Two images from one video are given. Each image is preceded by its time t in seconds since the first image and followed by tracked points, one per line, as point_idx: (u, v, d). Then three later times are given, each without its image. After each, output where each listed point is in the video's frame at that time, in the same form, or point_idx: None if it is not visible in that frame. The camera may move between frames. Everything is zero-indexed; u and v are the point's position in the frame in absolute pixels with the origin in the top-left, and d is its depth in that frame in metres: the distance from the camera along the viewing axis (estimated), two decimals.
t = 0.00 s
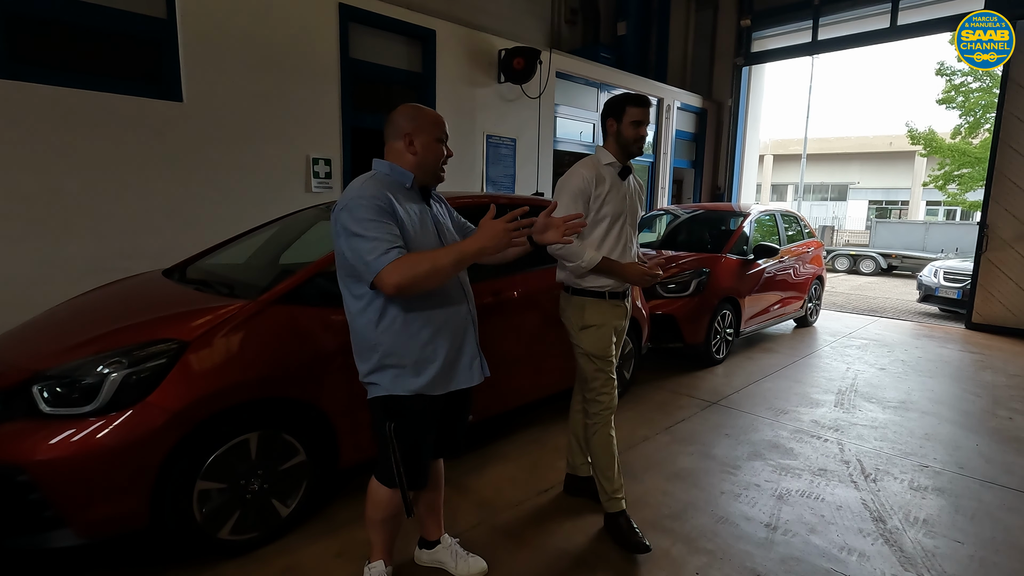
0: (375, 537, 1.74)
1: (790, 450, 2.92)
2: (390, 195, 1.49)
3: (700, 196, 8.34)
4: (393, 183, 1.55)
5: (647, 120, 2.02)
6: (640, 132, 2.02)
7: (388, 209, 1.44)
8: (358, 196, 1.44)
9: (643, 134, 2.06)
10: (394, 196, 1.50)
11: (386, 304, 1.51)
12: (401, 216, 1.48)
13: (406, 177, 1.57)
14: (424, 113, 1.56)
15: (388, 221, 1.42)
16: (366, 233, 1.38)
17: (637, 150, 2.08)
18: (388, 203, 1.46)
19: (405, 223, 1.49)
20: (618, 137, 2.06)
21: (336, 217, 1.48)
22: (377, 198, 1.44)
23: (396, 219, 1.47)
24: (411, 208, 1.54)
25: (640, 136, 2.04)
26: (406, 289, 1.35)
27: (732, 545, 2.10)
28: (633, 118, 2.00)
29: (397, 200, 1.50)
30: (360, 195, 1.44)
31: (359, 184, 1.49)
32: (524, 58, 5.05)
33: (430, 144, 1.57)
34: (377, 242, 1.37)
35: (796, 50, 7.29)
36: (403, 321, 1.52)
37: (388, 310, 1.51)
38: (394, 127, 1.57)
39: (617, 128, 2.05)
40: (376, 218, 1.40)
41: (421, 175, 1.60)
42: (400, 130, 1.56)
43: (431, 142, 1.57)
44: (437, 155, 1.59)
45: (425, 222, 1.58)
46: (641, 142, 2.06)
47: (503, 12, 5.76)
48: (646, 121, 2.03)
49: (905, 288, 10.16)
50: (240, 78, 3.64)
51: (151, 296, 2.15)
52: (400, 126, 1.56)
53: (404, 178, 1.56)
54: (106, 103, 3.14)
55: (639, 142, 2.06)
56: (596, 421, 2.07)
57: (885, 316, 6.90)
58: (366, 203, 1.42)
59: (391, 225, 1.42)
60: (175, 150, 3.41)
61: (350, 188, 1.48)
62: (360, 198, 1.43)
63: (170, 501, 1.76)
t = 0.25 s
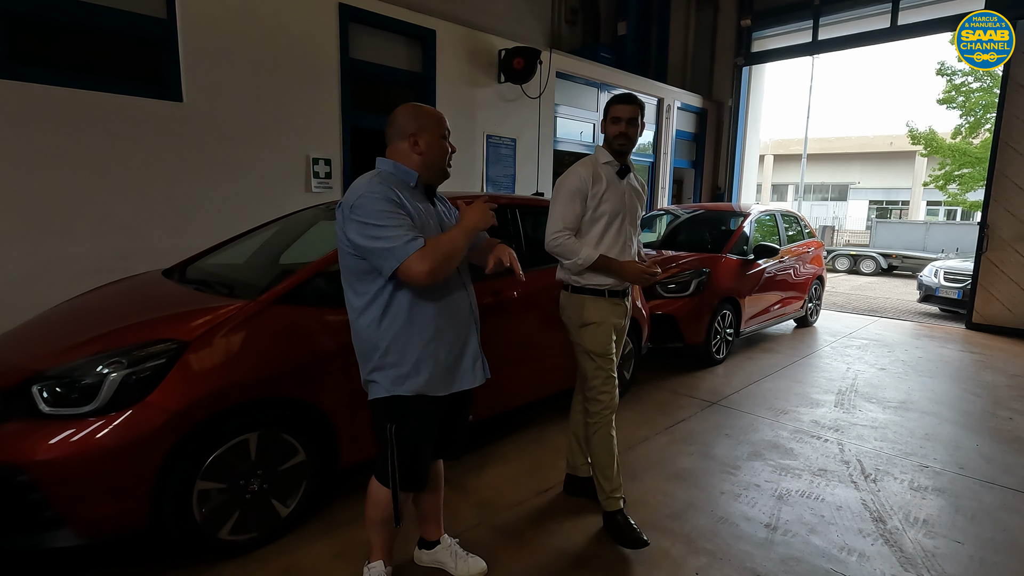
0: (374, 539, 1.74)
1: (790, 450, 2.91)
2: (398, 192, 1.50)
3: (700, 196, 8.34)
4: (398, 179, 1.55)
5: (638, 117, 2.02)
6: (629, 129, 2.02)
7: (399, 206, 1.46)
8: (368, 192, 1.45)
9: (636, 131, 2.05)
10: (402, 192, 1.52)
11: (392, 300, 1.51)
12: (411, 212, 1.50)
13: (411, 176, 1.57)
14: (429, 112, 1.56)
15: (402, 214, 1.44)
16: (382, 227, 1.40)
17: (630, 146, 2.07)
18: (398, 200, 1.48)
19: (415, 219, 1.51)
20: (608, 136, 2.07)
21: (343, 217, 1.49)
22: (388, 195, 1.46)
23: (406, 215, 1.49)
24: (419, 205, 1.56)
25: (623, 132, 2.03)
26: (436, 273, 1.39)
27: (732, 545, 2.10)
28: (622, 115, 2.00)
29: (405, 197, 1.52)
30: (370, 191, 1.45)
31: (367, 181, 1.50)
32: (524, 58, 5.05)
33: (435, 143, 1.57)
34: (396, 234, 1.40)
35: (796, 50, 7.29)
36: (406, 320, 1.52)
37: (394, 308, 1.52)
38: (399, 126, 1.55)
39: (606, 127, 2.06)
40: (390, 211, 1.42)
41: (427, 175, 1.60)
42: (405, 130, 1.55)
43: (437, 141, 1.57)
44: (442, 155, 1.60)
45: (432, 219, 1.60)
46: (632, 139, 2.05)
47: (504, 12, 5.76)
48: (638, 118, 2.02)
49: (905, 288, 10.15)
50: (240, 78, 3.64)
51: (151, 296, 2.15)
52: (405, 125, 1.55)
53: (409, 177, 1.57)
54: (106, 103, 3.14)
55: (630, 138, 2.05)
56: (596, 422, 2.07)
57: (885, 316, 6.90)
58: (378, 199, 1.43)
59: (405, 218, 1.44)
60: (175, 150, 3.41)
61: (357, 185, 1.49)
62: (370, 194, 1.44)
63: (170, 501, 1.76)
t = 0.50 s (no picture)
0: (375, 540, 1.75)
1: (791, 451, 2.91)
2: (399, 191, 1.49)
3: (701, 196, 8.34)
4: (399, 180, 1.55)
5: (633, 116, 2.01)
6: (622, 128, 2.01)
7: (397, 206, 1.45)
8: (368, 190, 1.44)
9: (632, 130, 2.04)
10: (401, 193, 1.50)
11: (391, 300, 1.51)
12: (409, 212, 1.49)
13: (414, 177, 1.56)
14: (434, 113, 1.57)
15: (398, 215, 1.43)
16: (377, 227, 1.38)
17: (626, 146, 2.06)
18: (397, 200, 1.46)
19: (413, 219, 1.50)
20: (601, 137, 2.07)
21: (343, 217, 1.48)
22: (386, 194, 1.44)
23: (405, 216, 1.47)
24: (419, 206, 1.55)
25: (616, 131, 2.02)
26: (430, 274, 1.36)
27: (732, 546, 2.10)
28: (614, 114, 1.99)
29: (406, 197, 1.51)
30: (370, 190, 1.44)
31: (367, 179, 1.49)
32: (525, 58, 5.05)
33: (440, 143, 1.57)
34: (391, 234, 1.38)
35: (797, 49, 7.28)
36: (405, 321, 1.52)
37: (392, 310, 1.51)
38: (405, 127, 1.55)
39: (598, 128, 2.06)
40: (388, 210, 1.41)
41: (431, 176, 1.60)
42: (411, 130, 1.55)
43: (443, 143, 1.58)
44: (446, 156, 1.60)
45: (432, 220, 1.58)
46: (627, 139, 2.04)
47: (504, 12, 5.76)
48: (633, 117, 2.01)
49: (906, 288, 10.15)
50: (240, 78, 3.65)
51: (152, 296, 2.15)
52: (411, 125, 1.55)
53: (411, 177, 1.56)
54: (106, 103, 3.14)
55: (626, 138, 2.04)
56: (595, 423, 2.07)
57: (886, 316, 6.89)
58: (377, 198, 1.42)
59: (402, 218, 1.43)
60: (175, 150, 3.41)
61: (358, 183, 1.48)
62: (370, 193, 1.43)
63: (171, 501, 1.76)
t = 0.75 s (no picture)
0: (375, 540, 1.74)
1: (792, 451, 2.90)
2: (397, 194, 1.48)
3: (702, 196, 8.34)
4: (401, 182, 1.54)
5: (631, 115, 1.98)
6: (620, 127, 1.98)
7: (394, 210, 1.44)
8: (367, 193, 1.43)
9: (631, 130, 2.02)
10: (402, 197, 1.49)
11: (388, 302, 1.51)
12: (406, 216, 1.48)
13: (416, 178, 1.56)
14: (438, 114, 1.57)
15: (393, 220, 1.42)
16: (369, 233, 1.37)
17: (625, 146, 2.04)
18: (395, 203, 1.46)
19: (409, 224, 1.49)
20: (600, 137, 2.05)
21: (341, 217, 1.48)
22: (384, 198, 1.44)
23: (402, 220, 1.46)
24: (418, 209, 1.54)
25: (614, 131, 2.00)
26: (402, 290, 1.35)
27: (734, 546, 2.09)
28: (611, 115, 1.97)
29: (405, 200, 1.50)
30: (369, 193, 1.43)
31: (368, 181, 1.48)
32: (527, 58, 5.06)
33: (444, 144, 1.58)
34: (378, 242, 1.36)
35: (798, 49, 7.28)
36: (404, 324, 1.52)
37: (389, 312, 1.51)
38: (409, 127, 1.56)
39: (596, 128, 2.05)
40: (384, 215, 1.40)
41: (433, 177, 1.59)
42: (414, 131, 1.56)
43: (445, 144, 1.58)
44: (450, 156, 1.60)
45: (432, 224, 1.58)
46: (626, 139, 2.01)
47: (505, 12, 5.76)
48: (631, 116, 1.98)
49: (908, 288, 10.14)
50: (242, 78, 3.65)
51: (153, 296, 2.15)
52: (415, 126, 1.55)
53: (414, 178, 1.56)
54: (107, 103, 3.14)
55: (624, 137, 2.01)
56: (593, 427, 2.07)
57: (888, 316, 6.89)
58: (375, 202, 1.41)
59: (394, 226, 1.41)
60: (176, 150, 3.41)
61: (359, 184, 1.48)
62: (369, 195, 1.42)
63: (171, 501, 1.76)
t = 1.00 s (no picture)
0: (377, 542, 1.74)
1: (795, 451, 2.90)
2: (401, 195, 1.48)
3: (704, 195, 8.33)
4: (404, 182, 1.54)
5: (626, 112, 1.94)
6: (616, 126, 1.94)
7: (397, 212, 1.44)
8: (371, 193, 1.43)
9: (628, 127, 1.98)
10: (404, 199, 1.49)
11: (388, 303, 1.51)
12: (409, 218, 1.48)
13: (418, 178, 1.56)
14: (441, 115, 1.56)
15: (396, 222, 1.42)
16: (373, 236, 1.37)
17: (623, 144, 2.00)
18: (398, 204, 1.45)
19: (412, 225, 1.48)
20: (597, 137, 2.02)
21: (343, 217, 1.47)
22: (387, 199, 1.43)
23: (404, 221, 1.46)
24: (420, 210, 1.54)
25: (611, 130, 1.96)
26: (407, 295, 1.37)
27: (736, 547, 2.09)
28: (606, 114, 1.94)
29: (408, 201, 1.49)
30: (372, 193, 1.43)
31: (371, 181, 1.48)
32: (528, 58, 5.06)
33: (448, 147, 1.58)
34: (382, 247, 1.37)
35: (799, 49, 7.27)
36: (404, 325, 1.52)
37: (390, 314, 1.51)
38: (411, 127, 1.55)
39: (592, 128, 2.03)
40: (387, 217, 1.40)
41: (436, 178, 1.59)
42: (417, 131, 1.55)
43: (448, 145, 1.58)
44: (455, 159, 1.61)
45: (434, 225, 1.57)
46: (623, 137, 1.97)
47: (507, 12, 5.76)
48: (626, 114, 1.95)
49: (909, 288, 10.12)
50: (243, 78, 3.65)
51: (156, 296, 2.15)
52: (417, 126, 1.55)
53: (416, 179, 1.56)
54: (110, 104, 3.14)
55: (621, 135, 1.97)
56: (583, 428, 2.08)
57: (890, 316, 6.88)
58: (378, 203, 1.41)
59: (398, 227, 1.42)
60: (178, 151, 3.41)
61: (361, 184, 1.47)
62: (372, 196, 1.42)
63: (174, 501, 1.76)
